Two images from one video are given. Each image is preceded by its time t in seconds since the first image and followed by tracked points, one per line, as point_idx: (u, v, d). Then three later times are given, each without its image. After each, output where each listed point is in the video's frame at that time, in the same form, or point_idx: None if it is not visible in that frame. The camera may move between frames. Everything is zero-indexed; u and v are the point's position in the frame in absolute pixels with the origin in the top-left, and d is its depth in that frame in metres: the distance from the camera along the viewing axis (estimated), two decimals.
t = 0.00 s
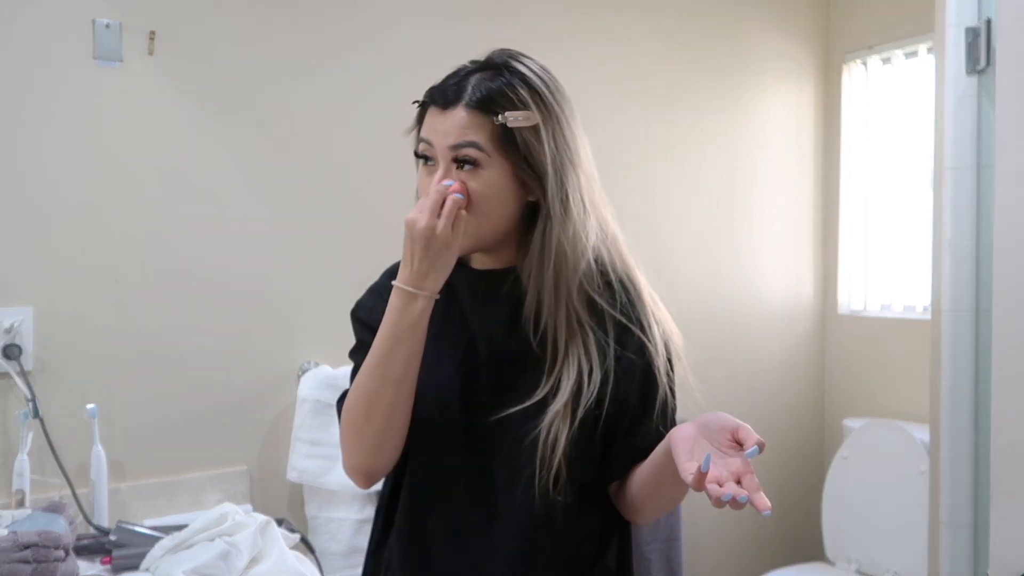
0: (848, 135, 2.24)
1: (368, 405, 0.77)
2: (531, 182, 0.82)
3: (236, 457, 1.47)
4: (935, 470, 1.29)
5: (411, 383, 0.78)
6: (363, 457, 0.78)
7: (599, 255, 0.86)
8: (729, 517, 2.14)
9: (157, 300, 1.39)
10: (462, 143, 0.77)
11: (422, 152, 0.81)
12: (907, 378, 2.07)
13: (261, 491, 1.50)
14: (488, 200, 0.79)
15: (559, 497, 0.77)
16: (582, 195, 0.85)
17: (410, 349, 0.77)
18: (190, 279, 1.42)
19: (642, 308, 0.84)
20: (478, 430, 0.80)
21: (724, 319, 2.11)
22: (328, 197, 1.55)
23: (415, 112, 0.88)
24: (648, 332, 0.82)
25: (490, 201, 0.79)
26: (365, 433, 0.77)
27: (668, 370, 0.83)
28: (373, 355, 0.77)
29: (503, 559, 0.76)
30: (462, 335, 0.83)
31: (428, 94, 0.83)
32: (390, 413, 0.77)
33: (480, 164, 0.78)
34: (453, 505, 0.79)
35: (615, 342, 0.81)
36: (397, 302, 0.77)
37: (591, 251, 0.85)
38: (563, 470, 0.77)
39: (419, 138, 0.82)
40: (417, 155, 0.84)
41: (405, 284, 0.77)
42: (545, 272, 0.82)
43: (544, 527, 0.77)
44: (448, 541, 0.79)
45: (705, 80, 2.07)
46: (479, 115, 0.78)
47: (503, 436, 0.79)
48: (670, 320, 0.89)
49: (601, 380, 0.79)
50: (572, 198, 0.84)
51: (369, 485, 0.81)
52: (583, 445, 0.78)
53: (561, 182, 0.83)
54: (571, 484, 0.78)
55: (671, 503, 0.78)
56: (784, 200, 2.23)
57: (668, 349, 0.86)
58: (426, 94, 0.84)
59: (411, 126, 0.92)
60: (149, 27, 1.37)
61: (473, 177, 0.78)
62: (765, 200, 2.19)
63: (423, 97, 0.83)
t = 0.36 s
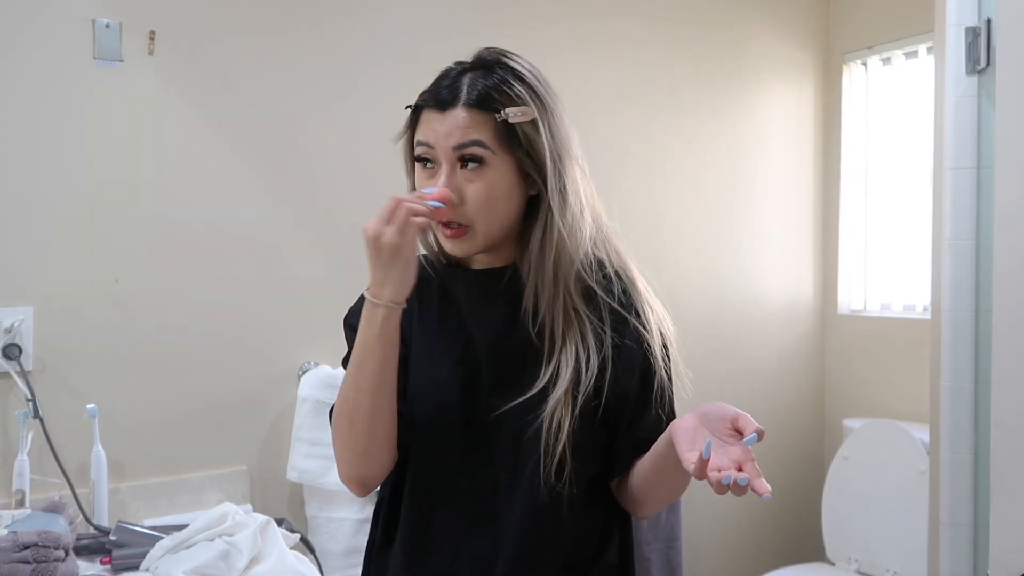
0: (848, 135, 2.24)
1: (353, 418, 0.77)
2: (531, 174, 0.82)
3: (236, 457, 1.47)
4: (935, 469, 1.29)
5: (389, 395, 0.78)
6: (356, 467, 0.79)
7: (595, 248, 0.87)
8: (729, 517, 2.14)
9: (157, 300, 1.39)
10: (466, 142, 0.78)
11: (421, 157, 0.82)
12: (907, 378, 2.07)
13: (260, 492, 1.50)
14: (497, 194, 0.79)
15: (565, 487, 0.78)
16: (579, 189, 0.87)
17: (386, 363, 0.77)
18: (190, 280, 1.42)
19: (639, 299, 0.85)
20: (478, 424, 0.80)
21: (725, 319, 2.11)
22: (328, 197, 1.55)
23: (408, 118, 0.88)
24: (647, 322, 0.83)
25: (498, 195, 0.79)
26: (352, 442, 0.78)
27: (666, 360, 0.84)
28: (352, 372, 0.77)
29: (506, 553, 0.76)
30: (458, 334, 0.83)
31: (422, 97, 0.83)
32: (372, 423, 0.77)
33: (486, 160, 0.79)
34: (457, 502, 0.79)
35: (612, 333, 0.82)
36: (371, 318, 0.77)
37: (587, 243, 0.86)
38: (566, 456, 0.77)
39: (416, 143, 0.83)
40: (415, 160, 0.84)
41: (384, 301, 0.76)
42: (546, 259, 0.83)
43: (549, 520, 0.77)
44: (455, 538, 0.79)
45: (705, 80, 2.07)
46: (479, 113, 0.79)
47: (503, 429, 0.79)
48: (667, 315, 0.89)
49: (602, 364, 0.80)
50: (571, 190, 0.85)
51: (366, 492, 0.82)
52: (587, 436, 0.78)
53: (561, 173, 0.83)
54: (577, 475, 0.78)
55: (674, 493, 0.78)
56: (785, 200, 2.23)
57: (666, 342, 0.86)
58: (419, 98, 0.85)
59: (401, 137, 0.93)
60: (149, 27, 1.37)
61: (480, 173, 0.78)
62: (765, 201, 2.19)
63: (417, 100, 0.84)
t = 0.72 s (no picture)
0: (848, 135, 2.24)
1: (354, 404, 0.77)
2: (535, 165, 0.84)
3: (236, 457, 1.47)
4: (935, 469, 1.29)
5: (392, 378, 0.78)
6: (358, 458, 0.78)
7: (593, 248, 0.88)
8: (728, 517, 2.14)
9: (157, 300, 1.39)
10: (484, 131, 0.79)
11: (432, 154, 0.82)
12: (907, 377, 2.07)
13: (260, 492, 1.50)
14: (515, 184, 0.80)
15: (564, 483, 0.77)
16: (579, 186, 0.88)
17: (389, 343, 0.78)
18: (191, 280, 1.42)
19: (639, 294, 0.85)
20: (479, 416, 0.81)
21: (725, 319, 2.11)
22: (328, 197, 1.55)
23: (407, 119, 0.88)
24: (648, 316, 0.83)
25: (516, 184, 0.80)
26: (354, 431, 0.77)
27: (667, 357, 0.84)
28: (354, 354, 0.78)
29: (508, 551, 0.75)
30: (458, 331, 0.83)
31: (423, 94, 0.84)
32: (375, 408, 0.77)
33: (505, 149, 0.80)
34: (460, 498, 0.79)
35: (611, 329, 0.81)
36: (374, 300, 0.78)
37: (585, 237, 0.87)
38: (568, 449, 0.77)
39: (424, 141, 0.82)
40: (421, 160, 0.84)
41: (382, 279, 0.78)
42: (546, 250, 0.84)
43: (551, 515, 0.76)
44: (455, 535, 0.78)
45: (705, 80, 2.07)
46: (492, 104, 0.80)
47: (502, 427, 0.78)
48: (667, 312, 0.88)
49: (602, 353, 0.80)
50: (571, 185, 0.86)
51: (367, 488, 0.81)
52: (587, 431, 0.78)
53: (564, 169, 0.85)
54: (579, 471, 0.78)
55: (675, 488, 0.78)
56: (785, 200, 2.23)
57: (666, 343, 0.85)
58: (421, 97, 0.85)
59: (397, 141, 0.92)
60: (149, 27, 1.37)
61: (499, 163, 0.80)
62: (765, 201, 2.19)
63: (420, 97, 0.84)
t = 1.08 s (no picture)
0: (848, 135, 2.25)
1: (354, 389, 0.75)
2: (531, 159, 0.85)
3: (236, 457, 1.47)
4: (935, 468, 1.29)
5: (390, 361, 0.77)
6: (360, 446, 0.76)
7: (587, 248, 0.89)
8: (728, 517, 2.14)
9: (157, 299, 1.39)
10: (482, 115, 0.81)
11: (429, 140, 0.83)
12: (907, 378, 2.07)
13: (260, 492, 1.50)
14: (513, 166, 0.81)
15: (568, 478, 0.77)
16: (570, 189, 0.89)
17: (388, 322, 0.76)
18: (191, 280, 1.42)
19: (639, 293, 0.85)
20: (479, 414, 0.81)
21: (724, 320, 2.11)
22: (328, 197, 1.56)
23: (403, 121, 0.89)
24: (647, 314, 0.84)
25: (515, 166, 0.81)
26: (354, 418, 0.75)
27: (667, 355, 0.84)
28: (352, 336, 0.75)
29: (516, 548, 0.75)
30: (458, 329, 0.83)
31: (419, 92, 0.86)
32: (374, 392, 0.75)
33: (503, 132, 0.81)
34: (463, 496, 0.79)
35: (612, 328, 0.82)
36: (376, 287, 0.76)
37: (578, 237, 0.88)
38: (572, 447, 0.77)
39: (421, 132, 0.83)
40: (418, 152, 0.85)
41: (382, 266, 0.76)
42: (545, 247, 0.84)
43: (556, 513, 0.76)
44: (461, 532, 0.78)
45: (705, 80, 2.07)
46: (490, 93, 0.83)
47: (505, 427, 0.78)
48: (666, 311, 0.89)
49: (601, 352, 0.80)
50: (564, 185, 0.87)
51: (368, 483, 0.79)
52: (589, 429, 0.78)
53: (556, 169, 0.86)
54: (583, 468, 0.78)
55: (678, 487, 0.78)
56: (785, 200, 2.23)
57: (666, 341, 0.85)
58: (417, 94, 0.86)
59: (394, 143, 0.93)
60: (149, 27, 1.37)
61: (497, 144, 0.81)
62: (765, 200, 2.19)
63: (417, 92, 0.85)
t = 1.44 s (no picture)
0: (848, 135, 2.24)
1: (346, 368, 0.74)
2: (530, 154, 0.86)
3: (236, 457, 1.47)
4: (935, 468, 1.29)
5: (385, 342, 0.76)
6: (351, 427, 0.74)
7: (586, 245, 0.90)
8: (728, 517, 2.14)
9: (157, 299, 1.39)
10: (487, 108, 0.82)
11: (432, 135, 0.83)
12: (907, 378, 2.07)
13: (260, 492, 1.50)
14: (519, 159, 0.81)
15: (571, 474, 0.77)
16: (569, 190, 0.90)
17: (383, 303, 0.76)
18: (191, 280, 1.42)
19: (641, 287, 0.86)
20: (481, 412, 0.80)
21: (724, 320, 2.11)
22: (328, 197, 1.56)
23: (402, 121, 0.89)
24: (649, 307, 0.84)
25: (520, 159, 0.82)
26: (347, 399, 0.74)
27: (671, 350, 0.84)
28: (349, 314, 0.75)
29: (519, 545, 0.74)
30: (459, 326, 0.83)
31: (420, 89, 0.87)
32: (365, 373, 0.74)
33: (507, 125, 0.82)
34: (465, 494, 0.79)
35: (611, 322, 0.82)
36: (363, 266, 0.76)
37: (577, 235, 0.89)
38: (575, 444, 0.77)
39: (424, 127, 0.84)
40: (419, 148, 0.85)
41: (370, 244, 0.76)
42: (544, 241, 0.85)
43: (559, 508, 0.76)
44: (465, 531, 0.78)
45: (705, 80, 2.07)
46: (493, 89, 0.84)
47: (507, 424, 0.78)
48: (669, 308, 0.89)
49: (602, 347, 0.80)
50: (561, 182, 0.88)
51: (359, 468, 0.77)
52: (591, 425, 0.78)
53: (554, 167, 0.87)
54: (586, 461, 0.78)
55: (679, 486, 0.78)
56: (785, 200, 2.23)
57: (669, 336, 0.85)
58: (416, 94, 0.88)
59: (394, 145, 0.93)
60: (149, 27, 1.37)
61: (503, 137, 0.81)
62: (765, 200, 2.19)
63: (417, 91, 0.87)
